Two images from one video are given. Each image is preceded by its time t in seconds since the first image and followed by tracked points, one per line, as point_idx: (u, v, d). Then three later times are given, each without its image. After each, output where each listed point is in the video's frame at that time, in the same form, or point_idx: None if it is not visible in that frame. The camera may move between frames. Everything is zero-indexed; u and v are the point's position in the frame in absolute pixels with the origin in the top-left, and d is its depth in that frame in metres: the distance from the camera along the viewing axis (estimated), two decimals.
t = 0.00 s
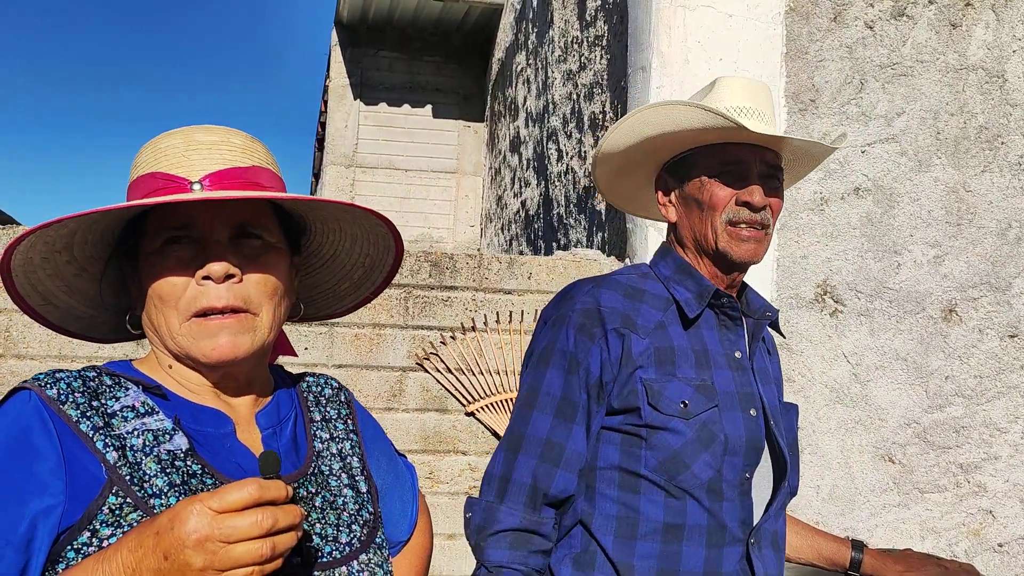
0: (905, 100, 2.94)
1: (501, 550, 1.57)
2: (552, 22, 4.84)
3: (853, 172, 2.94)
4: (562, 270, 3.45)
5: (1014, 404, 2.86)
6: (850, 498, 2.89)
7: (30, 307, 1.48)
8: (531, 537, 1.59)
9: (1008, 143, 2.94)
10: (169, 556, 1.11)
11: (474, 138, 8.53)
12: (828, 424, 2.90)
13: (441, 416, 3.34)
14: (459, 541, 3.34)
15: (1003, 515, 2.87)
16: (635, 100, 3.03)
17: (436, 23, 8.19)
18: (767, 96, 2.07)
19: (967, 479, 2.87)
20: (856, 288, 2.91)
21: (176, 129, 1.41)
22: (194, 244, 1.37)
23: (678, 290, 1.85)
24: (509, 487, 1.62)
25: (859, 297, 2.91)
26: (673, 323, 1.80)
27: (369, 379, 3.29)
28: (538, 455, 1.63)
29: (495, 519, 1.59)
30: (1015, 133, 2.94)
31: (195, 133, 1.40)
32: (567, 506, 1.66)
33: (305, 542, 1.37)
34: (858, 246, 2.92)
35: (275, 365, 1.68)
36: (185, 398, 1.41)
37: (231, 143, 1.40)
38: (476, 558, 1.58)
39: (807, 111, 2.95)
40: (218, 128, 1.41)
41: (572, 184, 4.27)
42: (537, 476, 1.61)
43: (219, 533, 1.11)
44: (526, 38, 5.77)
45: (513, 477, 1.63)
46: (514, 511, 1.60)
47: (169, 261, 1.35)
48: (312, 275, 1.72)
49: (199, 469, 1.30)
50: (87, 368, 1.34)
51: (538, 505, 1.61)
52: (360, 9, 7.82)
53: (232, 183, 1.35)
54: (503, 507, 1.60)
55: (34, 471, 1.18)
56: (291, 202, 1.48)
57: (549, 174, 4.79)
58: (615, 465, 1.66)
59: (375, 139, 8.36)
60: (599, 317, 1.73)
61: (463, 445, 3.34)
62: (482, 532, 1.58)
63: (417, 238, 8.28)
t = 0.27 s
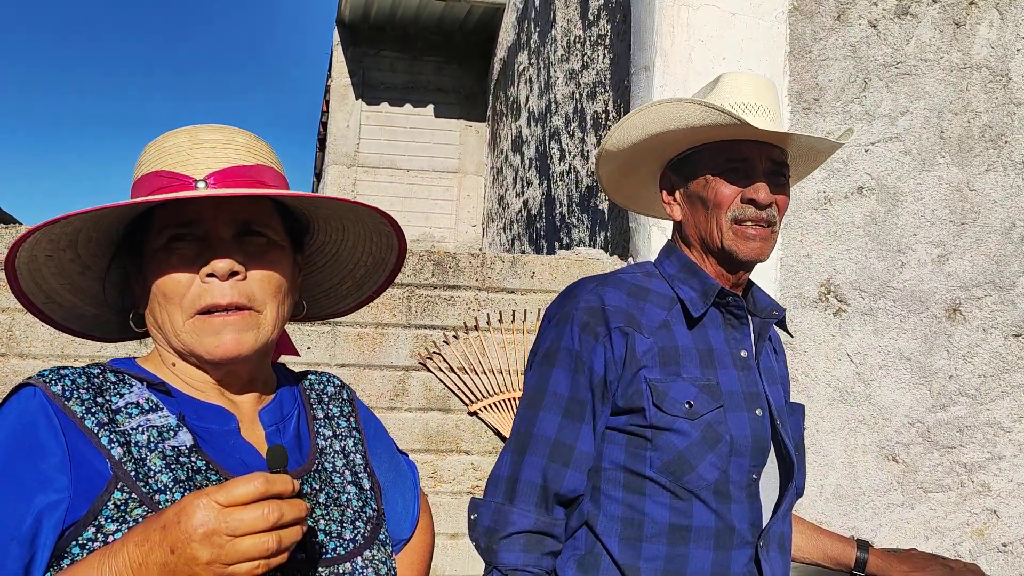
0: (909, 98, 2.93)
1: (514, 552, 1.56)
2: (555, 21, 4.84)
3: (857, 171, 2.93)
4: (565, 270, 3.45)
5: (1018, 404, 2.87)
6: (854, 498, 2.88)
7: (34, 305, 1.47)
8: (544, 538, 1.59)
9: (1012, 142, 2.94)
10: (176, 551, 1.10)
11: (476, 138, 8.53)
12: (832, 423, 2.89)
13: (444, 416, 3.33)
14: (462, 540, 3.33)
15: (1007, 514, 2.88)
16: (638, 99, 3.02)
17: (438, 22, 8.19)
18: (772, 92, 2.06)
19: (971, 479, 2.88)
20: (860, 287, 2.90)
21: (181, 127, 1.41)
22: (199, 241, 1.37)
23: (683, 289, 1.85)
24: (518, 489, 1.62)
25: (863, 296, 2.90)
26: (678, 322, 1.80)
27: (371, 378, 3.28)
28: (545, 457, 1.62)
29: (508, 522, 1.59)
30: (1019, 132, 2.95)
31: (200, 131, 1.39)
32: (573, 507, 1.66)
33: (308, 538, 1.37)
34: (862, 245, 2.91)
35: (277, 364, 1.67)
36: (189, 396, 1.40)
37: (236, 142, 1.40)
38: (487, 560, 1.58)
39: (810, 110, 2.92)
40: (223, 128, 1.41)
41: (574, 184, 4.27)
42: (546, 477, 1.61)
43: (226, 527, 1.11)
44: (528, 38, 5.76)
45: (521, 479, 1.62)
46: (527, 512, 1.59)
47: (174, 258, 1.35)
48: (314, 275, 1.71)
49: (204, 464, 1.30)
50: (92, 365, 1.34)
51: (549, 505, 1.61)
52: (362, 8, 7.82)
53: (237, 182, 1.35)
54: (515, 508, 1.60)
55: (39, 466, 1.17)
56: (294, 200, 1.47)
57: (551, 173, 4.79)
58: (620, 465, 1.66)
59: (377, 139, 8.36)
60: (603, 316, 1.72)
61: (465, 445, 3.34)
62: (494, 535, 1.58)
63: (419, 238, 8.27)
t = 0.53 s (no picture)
0: (911, 96, 2.93)
1: (547, 557, 1.55)
2: (556, 20, 4.83)
3: (859, 169, 2.91)
4: (566, 268, 3.44)
5: (1020, 403, 2.87)
6: (855, 498, 2.87)
7: (30, 303, 1.47)
8: (566, 540, 1.59)
9: (1014, 140, 2.94)
10: (172, 550, 1.10)
11: (477, 137, 8.52)
12: (833, 422, 2.87)
13: (445, 415, 3.33)
14: (463, 540, 3.32)
15: (1009, 514, 2.87)
16: (639, 97, 3.01)
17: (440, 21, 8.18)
18: (773, 90, 2.06)
19: (973, 478, 2.87)
20: (862, 286, 2.89)
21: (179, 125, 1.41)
22: (197, 239, 1.36)
23: (685, 288, 1.84)
24: (538, 491, 1.60)
25: (865, 295, 2.89)
26: (682, 320, 1.79)
27: (371, 378, 3.28)
28: (562, 456, 1.60)
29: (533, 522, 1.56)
30: (1021, 130, 2.95)
31: (199, 129, 1.39)
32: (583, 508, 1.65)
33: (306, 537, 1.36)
34: (863, 244, 2.90)
35: (274, 363, 1.67)
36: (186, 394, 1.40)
37: (234, 140, 1.40)
38: (516, 564, 1.56)
39: (812, 109, 2.91)
40: (221, 125, 1.41)
41: (575, 183, 4.26)
42: (565, 477, 1.59)
43: (222, 525, 1.10)
44: (529, 37, 5.76)
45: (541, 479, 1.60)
46: (558, 516, 1.58)
47: (172, 256, 1.35)
48: (311, 273, 1.71)
49: (201, 464, 1.29)
50: (88, 365, 1.33)
51: (571, 506, 1.60)
52: (364, 7, 7.81)
53: (236, 179, 1.34)
54: (543, 512, 1.58)
55: (36, 466, 1.17)
56: (292, 197, 1.47)
57: (553, 172, 4.78)
58: (627, 464, 1.65)
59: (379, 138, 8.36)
60: (609, 314, 1.72)
61: (466, 444, 3.33)
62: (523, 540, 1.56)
63: (420, 237, 8.27)
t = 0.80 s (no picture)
0: (913, 95, 2.92)
1: (540, 556, 1.56)
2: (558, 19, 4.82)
3: (860, 167, 2.91)
4: (567, 267, 3.43)
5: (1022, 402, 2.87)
6: (857, 496, 2.87)
7: (29, 301, 1.47)
8: (562, 538, 1.59)
9: (1016, 138, 2.94)
10: (173, 550, 1.10)
11: (479, 136, 8.52)
12: (835, 421, 2.87)
13: (446, 413, 3.33)
14: (464, 539, 3.31)
15: (1011, 513, 2.87)
16: (641, 95, 3.01)
17: (441, 20, 8.18)
18: (779, 88, 2.05)
19: (975, 477, 2.86)
20: (863, 284, 2.89)
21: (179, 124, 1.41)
22: (199, 237, 1.37)
23: (685, 287, 1.84)
24: (533, 489, 1.60)
25: (866, 294, 2.88)
26: (682, 320, 1.79)
27: (373, 376, 3.27)
28: (560, 456, 1.60)
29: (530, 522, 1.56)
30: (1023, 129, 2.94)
31: (199, 128, 1.39)
32: (580, 507, 1.65)
33: (306, 537, 1.36)
34: (865, 242, 2.89)
35: (274, 361, 1.66)
36: (188, 393, 1.40)
37: (235, 138, 1.40)
38: (510, 563, 1.56)
39: (814, 107, 2.90)
40: (221, 123, 1.41)
41: (577, 181, 4.26)
42: (562, 475, 1.60)
43: (222, 526, 1.10)
44: (531, 36, 5.75)
45: (539, 479, 1.60)
46: (550, 513, 1.58)
47: (174, 254, 1.35)
48: (311, 271, 1.71)
49: (202, 464, 1.29)
50: (89, 365, 1.33)
51: (566, 504, 1.60)
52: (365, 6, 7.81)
53: (238, 177, 1.34)
54: (537, 509, 1.58)
55: (37, 466, 1.17)
56: (293, 195, 1.47)
57: (554, 171, 4.78)
58: (625, 464, 1.65)
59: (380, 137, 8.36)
60: (609, 313, 1.72)
61: (467, 443, 3.33)
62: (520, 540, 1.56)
63: (422, 236, 8.27)
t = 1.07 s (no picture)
0: (913, 92, 2.91)
1: (543, 556, 1.56)
2: (558, 17, 4.82)
3: (860, 165, 2.91)
4: (567, 265, 3.43)
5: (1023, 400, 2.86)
6: (857, 494, 2.86)
7: (25, 295, 1.46)
8: (562, 538, 1.59)
9: (1017, 136, 2.93)
10: (171, 549, 1.10)
11: (479, 134, 8.52)
12: (835, 419, 2.87)
13: (446, 411, 3.33)
14: (464, 537, 3.30)
15: (1011, 511, 2.86)
16: (641, 93, 3.01)
17: (442, 19, 8.18)
18: (781, 85, 2.04)
19: (975, 475, 2.86)
20: (864, 282, 2.88)
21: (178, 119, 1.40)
22: (200, 234, 1.36)
23: (684, 284, 1.83)
24: (533, 488, 1.60)
25: (866, 292, 2.88)
26: (680, 318, 1.78)
27: (372, 374, 3.27)
28: (557, 454, 1.60)
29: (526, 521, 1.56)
30: None
31: (199, 123, 1.39)
32: (578, 506, 1.65)
33: (304, 536, 1.36)
34: (865, 240, 2.89)
35: (273, 359, 1.66)
36: (186, 390, 1.40)
37: (234, 134, 1.40)
38: (512, 563, 1.56)
39: (814, 104, 2.90)
40: (220, 119, 1.41)
41: (577, 179, 4.26)
42: (559, 474, 1.60)
43: (220, 524, 1.10)
44: (531, 34, 5.74)
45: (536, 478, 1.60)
46: (551, 514, 1.58)
47: (174, 251, 1.35)
48: (310, 267, 1.70)
49: (199, 463, 1.29)
50: (86, 363, 1.33)
51: (565, 503, 1.60)
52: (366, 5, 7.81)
53: (239, 173, 1.35)
54: (538, 510, 1.58)
55: (34, 465, 1.17)
56: (293, 192, 1.47)
57: (554, 169, 4.77)
58: (622, 463, 1.65)
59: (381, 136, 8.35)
60: (606, 311, 1.72)
61: (467, 441, 3.33)
62: (516, 538, 1.56)
63: (422, 234, 8.26)
